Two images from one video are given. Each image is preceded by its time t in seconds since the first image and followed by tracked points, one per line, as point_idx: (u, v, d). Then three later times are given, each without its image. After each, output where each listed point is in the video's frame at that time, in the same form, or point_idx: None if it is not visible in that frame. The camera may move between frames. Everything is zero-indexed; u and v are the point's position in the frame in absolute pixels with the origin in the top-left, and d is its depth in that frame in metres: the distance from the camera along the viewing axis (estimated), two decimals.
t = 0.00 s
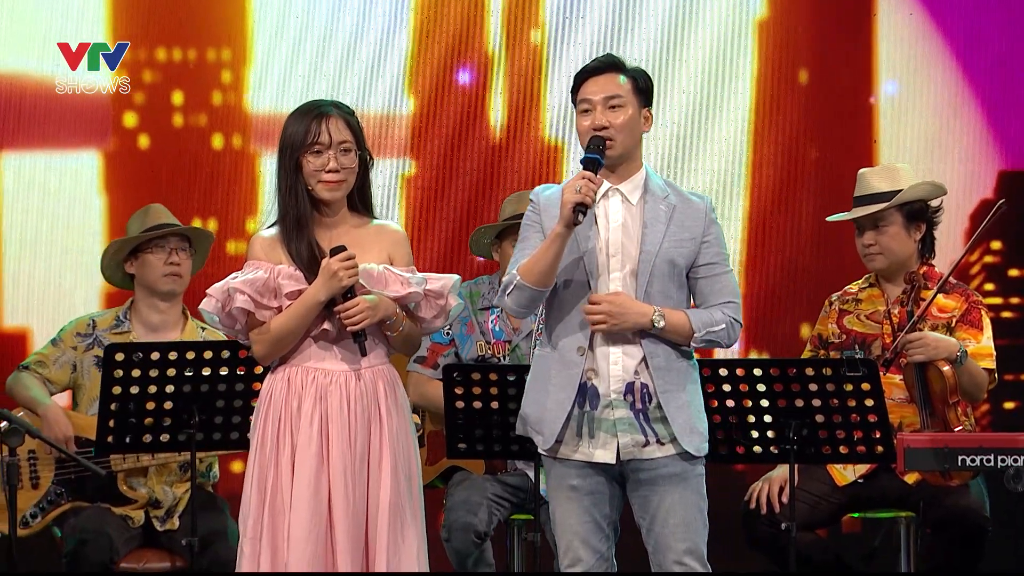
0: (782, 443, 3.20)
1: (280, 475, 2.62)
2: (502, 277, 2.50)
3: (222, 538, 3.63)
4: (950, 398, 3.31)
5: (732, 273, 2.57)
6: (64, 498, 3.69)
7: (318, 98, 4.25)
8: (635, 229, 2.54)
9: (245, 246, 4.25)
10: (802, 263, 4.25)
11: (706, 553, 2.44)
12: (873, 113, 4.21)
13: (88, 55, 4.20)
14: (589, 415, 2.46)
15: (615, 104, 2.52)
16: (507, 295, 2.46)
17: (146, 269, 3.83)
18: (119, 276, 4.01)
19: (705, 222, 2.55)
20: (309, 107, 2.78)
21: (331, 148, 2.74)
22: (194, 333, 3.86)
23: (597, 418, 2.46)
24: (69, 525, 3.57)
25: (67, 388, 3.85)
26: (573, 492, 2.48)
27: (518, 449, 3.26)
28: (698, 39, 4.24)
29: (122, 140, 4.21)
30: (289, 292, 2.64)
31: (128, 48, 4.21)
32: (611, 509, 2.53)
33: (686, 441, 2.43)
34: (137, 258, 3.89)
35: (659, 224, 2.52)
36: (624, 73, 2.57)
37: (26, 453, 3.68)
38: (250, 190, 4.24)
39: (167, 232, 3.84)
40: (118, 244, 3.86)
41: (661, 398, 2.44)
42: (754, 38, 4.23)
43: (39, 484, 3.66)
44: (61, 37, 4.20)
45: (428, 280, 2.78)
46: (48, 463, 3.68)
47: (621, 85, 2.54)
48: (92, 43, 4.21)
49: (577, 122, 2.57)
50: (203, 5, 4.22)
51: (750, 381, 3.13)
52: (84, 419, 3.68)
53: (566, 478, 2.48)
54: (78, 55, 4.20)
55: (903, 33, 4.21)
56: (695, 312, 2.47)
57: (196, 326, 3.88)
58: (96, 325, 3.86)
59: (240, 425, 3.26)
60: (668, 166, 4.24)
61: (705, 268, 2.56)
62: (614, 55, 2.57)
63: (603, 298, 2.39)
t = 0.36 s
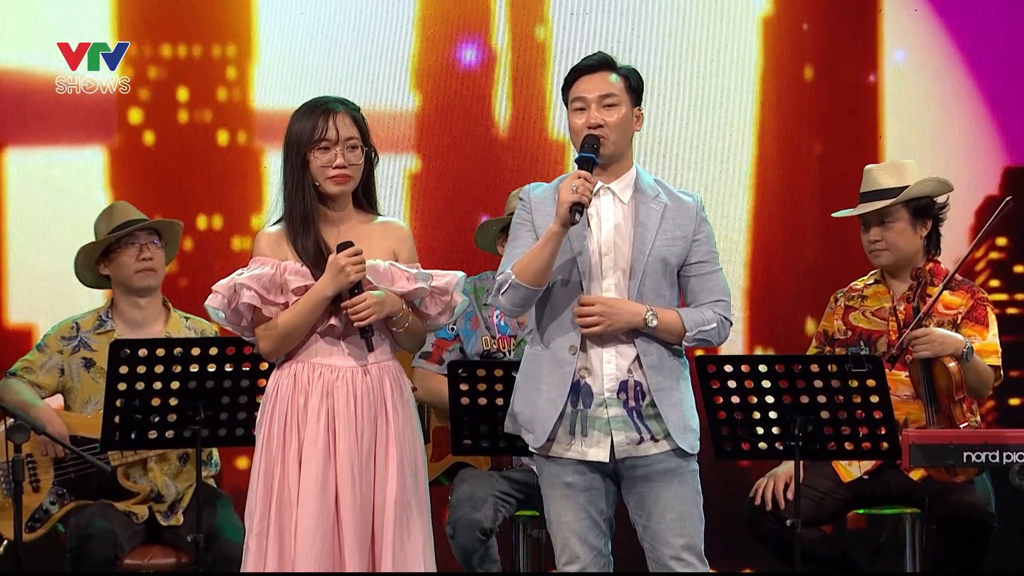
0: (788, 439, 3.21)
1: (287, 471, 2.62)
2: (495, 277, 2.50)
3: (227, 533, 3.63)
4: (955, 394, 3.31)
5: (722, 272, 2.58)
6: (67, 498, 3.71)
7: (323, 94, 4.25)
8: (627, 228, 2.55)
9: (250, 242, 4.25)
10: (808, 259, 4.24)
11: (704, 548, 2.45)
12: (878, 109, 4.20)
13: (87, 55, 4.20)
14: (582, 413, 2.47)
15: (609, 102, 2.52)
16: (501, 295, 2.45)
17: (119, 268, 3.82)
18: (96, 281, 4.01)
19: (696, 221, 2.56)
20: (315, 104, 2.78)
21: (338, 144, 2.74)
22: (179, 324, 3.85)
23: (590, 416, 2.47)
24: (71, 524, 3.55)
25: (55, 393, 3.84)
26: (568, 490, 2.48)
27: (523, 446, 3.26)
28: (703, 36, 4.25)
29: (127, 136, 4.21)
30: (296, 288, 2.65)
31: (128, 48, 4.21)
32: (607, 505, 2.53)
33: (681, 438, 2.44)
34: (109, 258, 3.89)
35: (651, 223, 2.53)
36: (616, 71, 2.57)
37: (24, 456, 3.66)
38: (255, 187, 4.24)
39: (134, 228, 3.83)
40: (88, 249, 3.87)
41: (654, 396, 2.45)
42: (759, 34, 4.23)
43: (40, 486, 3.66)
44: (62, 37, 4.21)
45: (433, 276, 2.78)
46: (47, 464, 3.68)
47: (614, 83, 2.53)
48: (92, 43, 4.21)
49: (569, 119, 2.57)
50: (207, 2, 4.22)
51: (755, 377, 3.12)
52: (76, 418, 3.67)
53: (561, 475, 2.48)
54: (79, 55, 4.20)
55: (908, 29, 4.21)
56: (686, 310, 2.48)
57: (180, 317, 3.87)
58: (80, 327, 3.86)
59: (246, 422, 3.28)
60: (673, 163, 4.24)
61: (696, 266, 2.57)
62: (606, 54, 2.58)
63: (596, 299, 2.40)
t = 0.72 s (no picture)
0: (790, 436, 3.20)
1: (289, 467, 2.62)
2: (495, 276, 2.50)
3: (230, 530, 3.63)
4: (959, 391, 3.32)
5: (718, 270, 2.59)
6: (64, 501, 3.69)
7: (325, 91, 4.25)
8: (625, 226, 2.55)
9: (252, 238, 4.25)
10: (811, 255, 4.24)
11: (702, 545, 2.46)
12: (881, 106, 4.20)
13: (87, 55, 4.21)
14: (581, 411, 2.46)
15: (608, 100, 2.53)
16: (500, 293, 2.45)
17: (98, 267, 3.82)
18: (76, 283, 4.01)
19: (692, 219, 2.57)
20: (317, 101, 2.78)
21: (340, 141, 2.75)
22: (163, 315, 3.89)
23: (588, 415, 2.46)
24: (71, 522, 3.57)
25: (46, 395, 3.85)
26: (567, 487, 2.48)
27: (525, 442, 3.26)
28: (706, 32, 4.24)
29: (129, 132, 4.21)
30: (297, 282, 2.65)
31: (128, 48, 4.21)
32: (606, 502, 2.54)
33: (679, 435, 2.45)
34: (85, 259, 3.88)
35: (648, 221, 2.53)
36: (612, 69, 2.57)
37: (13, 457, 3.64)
38: (257, 183, 4.24)
39: (108, 225, 3.83)
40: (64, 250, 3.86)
41: (653, 394, 2.45)
42: (761, 30, 4.23)
43: (39, 489, 3.66)
44: (62, 37, 4.21)
45: (435, 272, 2.79)
46: (43, 466, 3.67)
47: (610, 81, 2.54)
48: (92, 43, 4.21)
49: (566, 117, 2.57)
50: None
51: (757, 373, 3.12)
52: (65, 417, 3.66)
53: (560, 473, 2.48)
54: (78, 56, 4.21)
55: (910, 26, 4.20)
56: (685, 308, 2.49)
57: (163, 309, 3.91)
58: (64, 328, 3.86)
59: (248, 418, 3.27)
60: (675, 160, 4.24)
61: (692, 264, 2.57)
62: (601, 52, 2.58)
63: (596, 298, 2.39)
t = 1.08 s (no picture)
0: (792, 435, 3.20)
1: (288, 466, 2.62)
2: (495, 277, 2.50)
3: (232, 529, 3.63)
4: (962, 389, 3.31)
5: (717, 265, 2.58)
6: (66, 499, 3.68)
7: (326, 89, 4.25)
8: (624, 225, 2.54)
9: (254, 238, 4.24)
10: (813, 254, 4.24)
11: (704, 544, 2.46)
12: (884, 105, 4.20)
13: (87, 55, 4.21)
14: (584, 411, 2.46)
15: (601, 101, 2.52)
16: (501, 295, 2.45)
17: (99, 268, 3.82)
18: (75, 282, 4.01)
19: (691, 215, 2.57)
20: (316, 101, 2.78)
21: (339, 140, 2.75)
22: (165, 313, 3.90)
23: (592, 414, 2.46)
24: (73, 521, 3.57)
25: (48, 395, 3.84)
26: (570, 486, 2.48)
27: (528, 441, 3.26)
28: (708, 30, 4.24)
29: (131, 131, 4.21)
30: (295, 281, 2.65)
31: (128, 48, 4.21)
32: (608, 501, 2.54)
33: (680, 433, 2.45)
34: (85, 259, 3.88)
35: (646, 217, 2.52)
36: (607, 70, 2.57)
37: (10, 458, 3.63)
38: (259, 183, 4.24)
39: (108, 225, 3.82)
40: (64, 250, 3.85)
41: (655, 392, 2.45)
42: (764, 29, 4.23)
43: (40, 488, 3.64)
44: (62, 36, 4.21)
45: (434, 270, 2.78)
46: (45, 466, 3.64)
47: (605, 81, 2.53)
48: (92, 43, 4.21)
49: (563, 119, 2.57)
50: None
51: (760, 373, 3.12)
52: (66, 416, 3.66)
53: (563, 472, 2.48)
54: (79, 56, 4.20)
55: (912, 25, 4.20)
56: (686, 305, 2.49)
57: (165, 308, 3.92)
58: (66, 328, 3.85)
59: (250, 417, 3.27)
60: (678, 158, 4.24)
61: (692, 260, 2.57)
62: (594, 53, 2.57)
63: (597, 299, 2.39)
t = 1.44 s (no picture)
0: (792, 435, 3.20)
1: (285, 466, 2.62)
2: (494, 278, 2.49)
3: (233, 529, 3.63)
4: (962, 387, 3.30)
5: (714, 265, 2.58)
6: (69, 495, 3.70)
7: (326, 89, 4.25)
8: (621, 225, 2.54)
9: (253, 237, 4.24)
10: (812, 253, 4.24)
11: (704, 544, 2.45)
12: (883, 105, 4.20)
13: (87, 55, 4.21)
14: (583, 411, 2.46)
15: (604, 100, 2.52)
16: (500, 296, 2.45)
17: (117, 267, 3.84)
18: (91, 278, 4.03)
19: (689, 215, 2.57)
20: (314, 100, 2.78)
21: (337, 140, 2.74)
22: (179, 317, 3.88)
23: (591, 414, 2.46)
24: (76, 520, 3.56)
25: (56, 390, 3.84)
26: (570, 486, 2.48)
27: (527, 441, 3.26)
28: (708, 30, 4.25)
29: (131, 131, 4.21)
30: (291, 281, 2.65)
31: (128, 48, 4.22)
32: (609, 501, 2.55)
33: (680, 433, 2.45)
34: (105, 256, 3.91)
35: (645, 217, 2.52)
36: (608, 70, 2.57)
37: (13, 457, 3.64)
38: (259, 183, 4.24)
39: (129, 223, 3.85)
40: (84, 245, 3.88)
41: (654, 391, 2.45)
42: (763, 28, 4.23)
43: (43, 484, 3.66)
44: (61, 36, 4.21)
45: (432, 270, 2.79)
46: (49, 460, 3.67)
47: (607, 81, 2.53)
48: (92, 43, 4.21)
49: (563, 117, 2.56)
50: None
51: (759, 372, 3.12)
52: (74, 413, 3.66)
53: (562, 472, 2.48)
54: (79, 56, 4.21)
55: (912, 25, 4.20)
56: (684, 304, 2.49)
57: (180, 310, 3.91)
58: (80, 324, 3.87)
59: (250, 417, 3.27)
60: (677, 157, 4.24)
61: (689, 259, 2.57)
62: (597, 53, 2.57)
63: (593, 299, 2.39)
